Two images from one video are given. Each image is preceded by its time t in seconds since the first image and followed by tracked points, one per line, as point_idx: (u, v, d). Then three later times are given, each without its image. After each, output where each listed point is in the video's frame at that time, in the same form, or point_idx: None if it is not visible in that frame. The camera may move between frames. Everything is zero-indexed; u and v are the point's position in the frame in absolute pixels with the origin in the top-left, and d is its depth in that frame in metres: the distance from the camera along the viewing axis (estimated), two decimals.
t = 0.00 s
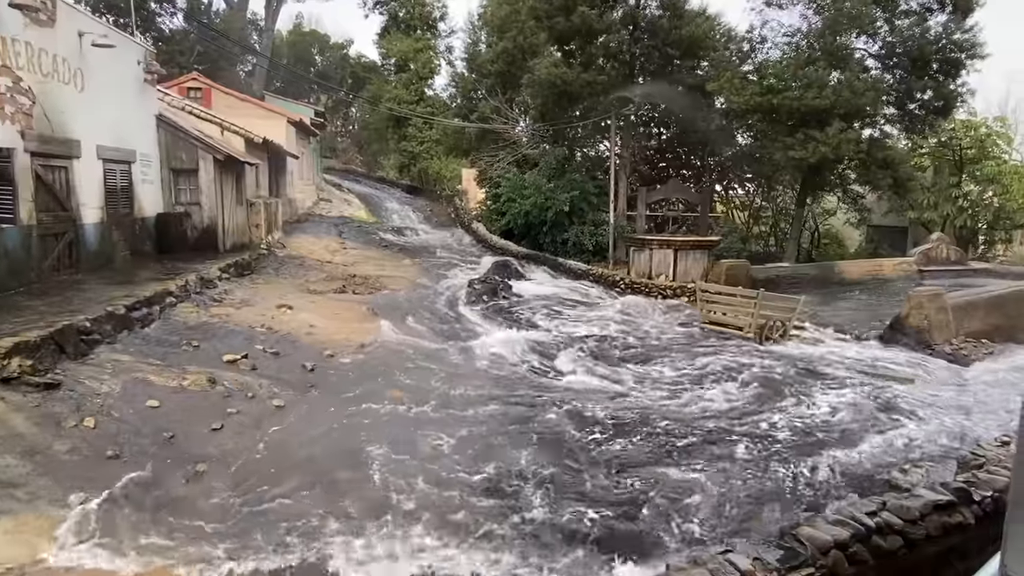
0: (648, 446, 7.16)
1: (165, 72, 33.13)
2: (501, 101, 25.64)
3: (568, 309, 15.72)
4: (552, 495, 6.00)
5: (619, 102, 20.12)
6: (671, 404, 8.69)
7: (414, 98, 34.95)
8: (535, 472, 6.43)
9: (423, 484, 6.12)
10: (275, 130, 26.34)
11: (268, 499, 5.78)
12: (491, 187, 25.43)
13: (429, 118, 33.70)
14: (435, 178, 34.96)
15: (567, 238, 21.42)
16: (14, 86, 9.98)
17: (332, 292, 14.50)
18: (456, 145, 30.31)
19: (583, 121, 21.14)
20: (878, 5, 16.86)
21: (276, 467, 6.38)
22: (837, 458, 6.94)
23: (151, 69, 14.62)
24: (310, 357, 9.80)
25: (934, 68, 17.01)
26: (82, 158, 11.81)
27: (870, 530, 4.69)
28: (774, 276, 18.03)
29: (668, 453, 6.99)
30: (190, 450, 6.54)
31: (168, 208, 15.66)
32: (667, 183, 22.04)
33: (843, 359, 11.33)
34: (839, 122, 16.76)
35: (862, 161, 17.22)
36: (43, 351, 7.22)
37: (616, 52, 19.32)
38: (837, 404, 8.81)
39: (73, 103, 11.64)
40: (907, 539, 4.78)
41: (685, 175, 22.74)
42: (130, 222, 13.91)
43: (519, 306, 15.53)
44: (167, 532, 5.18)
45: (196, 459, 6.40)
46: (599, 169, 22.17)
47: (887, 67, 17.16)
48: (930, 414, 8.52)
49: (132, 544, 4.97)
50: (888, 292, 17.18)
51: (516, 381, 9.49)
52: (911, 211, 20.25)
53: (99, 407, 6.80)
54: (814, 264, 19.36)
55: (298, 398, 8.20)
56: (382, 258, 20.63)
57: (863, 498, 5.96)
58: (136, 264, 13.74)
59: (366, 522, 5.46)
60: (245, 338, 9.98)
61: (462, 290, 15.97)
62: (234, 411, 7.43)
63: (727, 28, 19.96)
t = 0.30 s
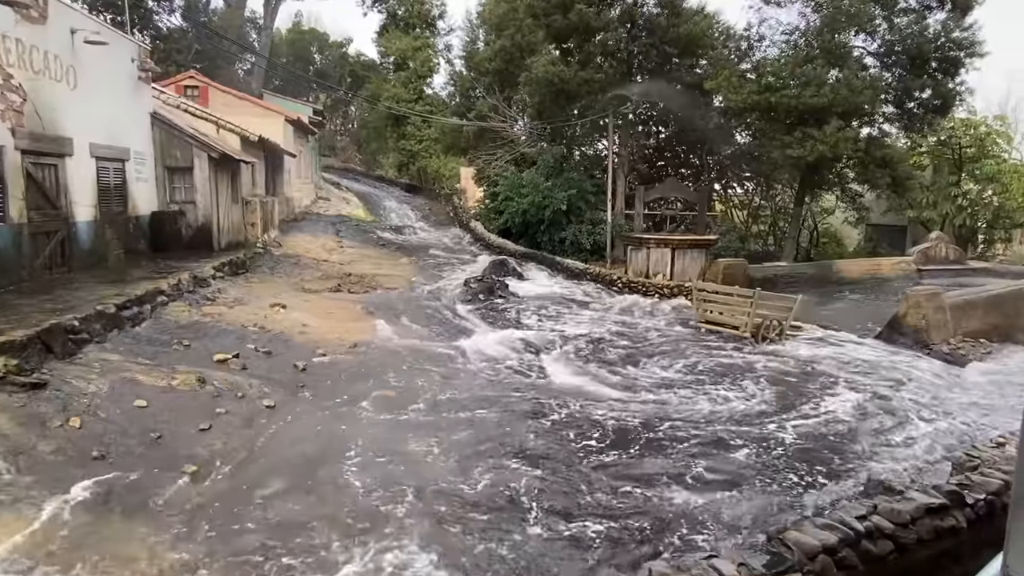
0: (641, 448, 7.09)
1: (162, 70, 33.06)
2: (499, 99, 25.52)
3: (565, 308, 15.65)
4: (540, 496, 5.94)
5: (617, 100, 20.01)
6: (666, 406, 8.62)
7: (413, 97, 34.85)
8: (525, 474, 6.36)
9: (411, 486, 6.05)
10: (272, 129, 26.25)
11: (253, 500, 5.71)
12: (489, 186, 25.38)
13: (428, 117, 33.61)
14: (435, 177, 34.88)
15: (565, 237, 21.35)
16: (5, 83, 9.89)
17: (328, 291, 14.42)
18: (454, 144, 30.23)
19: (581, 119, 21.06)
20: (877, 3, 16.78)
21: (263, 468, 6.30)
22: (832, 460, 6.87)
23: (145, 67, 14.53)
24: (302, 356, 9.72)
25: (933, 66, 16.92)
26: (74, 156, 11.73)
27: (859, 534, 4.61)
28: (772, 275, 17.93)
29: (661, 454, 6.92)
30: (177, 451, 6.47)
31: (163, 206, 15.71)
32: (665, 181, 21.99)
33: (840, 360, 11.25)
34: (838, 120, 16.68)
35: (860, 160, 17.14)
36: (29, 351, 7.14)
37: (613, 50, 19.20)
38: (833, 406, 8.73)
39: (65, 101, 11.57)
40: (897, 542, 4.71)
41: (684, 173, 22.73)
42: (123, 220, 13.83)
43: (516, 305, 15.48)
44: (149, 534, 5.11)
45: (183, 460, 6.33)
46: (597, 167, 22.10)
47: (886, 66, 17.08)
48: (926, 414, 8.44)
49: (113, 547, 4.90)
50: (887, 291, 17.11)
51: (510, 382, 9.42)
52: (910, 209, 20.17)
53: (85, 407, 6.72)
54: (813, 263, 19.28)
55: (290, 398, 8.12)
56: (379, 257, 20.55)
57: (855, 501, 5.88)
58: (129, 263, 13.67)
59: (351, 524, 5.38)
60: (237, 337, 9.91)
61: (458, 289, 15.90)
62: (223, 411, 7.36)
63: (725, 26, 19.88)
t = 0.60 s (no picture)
0: (636, 452, 7.00)
1: (163, 70, 33.06)
2: (499, 99, 25.43)
3: (564, 309, 15.57)
4: (531, 500, 5.87)
5: (617, 100, 19.92)
6: (662, 408, 8.53)
7: (414, 97, 34.78)
8: (517, 478, 6.29)
9: (400, 492, 5.95)
10: (272, 129, 26.21)
11: (240, 503, 5.64)
12: (489, 186, 25.30)
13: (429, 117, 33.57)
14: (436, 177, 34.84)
15: (565, 237, 21.25)
16: None
17: (325, 292, 14.37)
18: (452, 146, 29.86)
19: (580, 119, 20.98)
20: (879, 2, 16.66)
21: (251, 472, 6.22)
22: (829, 465, 6.78)
23: (142, 66, 14.48)
24: (297, 357, 9.66)
25: (935, 66, 16.78)
26: (69, 155, 11.67)
27: (852, 542, 4.53)
28: (772, 276, 17.83)
29: (655, 458, 6.83)
30: (166, 453, 6.41)
31: (161, 206, 15.65)
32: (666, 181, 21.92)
33: (840, 362, 11.16)
34: (839, 120, 16.57)
35: (861, 160, 17.02)
36: (18, 351, 7.08)
37: (613, 50, 19.11)
38: (831, 409, 8.64)
39: (61, 100, 11.51)
40: (891, 550, 4.61)
41: (686, 173, 22.64)
42: (120, 220, 13.78)
43: (514, 306, 15.41)
44: (132, 538, 5.05)
45: (171, 461, 6.27)
46: (597, 167, 22.05)
47: (887, 65, 16.98)
48: (924, 418, 8.35)
49: (95, 550, 4.84)
50: (888, 292, 16.99)
51: (505, 385, 9.36)
52: (912, 210, 20.04)
53: (74, 408, 6.67)
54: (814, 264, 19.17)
55: (282, 400, 8.05)
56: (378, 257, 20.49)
57: (852, 506, 5.79)
58: (126, 263, 13.62)
59: (340, 529, 5.30)
60: (232, 337, 9.85)
61: (456, 290, 15.84)
62: (214, 413, 7.29)
63: (726, 25, 19.78)
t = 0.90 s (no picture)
0: (632, 457, 6.91)
1: (167, 71, 33.17)
2: (501, 100, 25.36)
3: (565, 311, 15.50)
4: (521, 507, 5.78)
5: (619, 101, 19.82)
6: (660, 412, 8.43)
7: (418, 98, 34.75)
8: (509, 483, 6.20)
9: (390, 497, 5.86)
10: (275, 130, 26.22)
11: (228, 505, 5.58)
12: (491, 187, 25.26)
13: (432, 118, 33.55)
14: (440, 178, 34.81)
15: (567, 238, 21.14)
16: None
17: (324, 292, 14.32)
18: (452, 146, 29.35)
19: (583, 120, 20.90)
20: (884, 2, 16.50)
21: (241, 474, 6.15)
22: (827, 470, 6.67)
23: (143, 66, 14.47)
24: (293, 358, 9.59)
25: (940, 66, 16.62)
26: (66, 155, 11.64)
27: (845, 551, 4.43)
28: (775, 278, 17.68)
29: (651, 463, 6.73)
30: (155, 454, 6.34)
31: (161, 207, 15.62)
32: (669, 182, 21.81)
33: (842, 365, 11.03)
34: (842, 120, 16.42)
35: (865, 160, 16.86)
36: (9, 351, 7.05)
37: (615, 50, 19.01)
38: (831, 414, 8.53)
39: (59, 100, 11.49)
40: (886, 560, 4.50)
41: (690, 174, 22.51)
42: (119, 220, 13.76)
43: (515, 307, 15.35)
44: (115, 541, 5.00)
45: (159, 463, 6.20)
46: (600, 168, 21.99)
47: (893, 66, 16.81)
48: (927, 424, 8.22)
49: (77, 554, 4.77)
50: (893, 294, 16.83)
51: (503, 387, 9.28)
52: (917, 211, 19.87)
53: (64, 409, 6.62)
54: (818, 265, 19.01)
55: (276, 401, 7.99)
56: (379, 257, 20.44)
57: (849, 514, 5.68)
58: (125, 263, 13.60)
59: (326, 535, 5.22)
60: (228, 338, 9.80)
61: (456, 291, 15.79)
62: (206, 414, 7.23)
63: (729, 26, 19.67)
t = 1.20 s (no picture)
0: (626, 464, 6.80)
1: (172, 73, 33.31)
2: (503, 103, 25.28)
3: (565, 314, 15.40)
4: (510, 515, 5.69)
5: (621, 103, 19.73)
6: (657, 418, 8.32)
7: (422, 100, 34.76)
8: (500, 491, 6.10)
9: (378, 503, 5.78)
10: (277, 131, 26.20)
11: (213, 509, 5.50)
12: (493, 189, 25.19)
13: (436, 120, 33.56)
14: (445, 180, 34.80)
15: (568, 241, 21.04)
16: None
17: (323, 294, 14.25)
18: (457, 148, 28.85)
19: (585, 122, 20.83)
20: (889, 4, 16.37)
21: (229, 478, 6.06)
22: (826, 479, 6.54)
23: (143, 67, 14.46)
24: (286, 360, 9.52)
25: (946, 69, 16.48)
26: (64, 155, 11.61)
27: (835, 563, 4.33)
28: (778, 282, 17.53)
29: (646, 471, 6.62)
30: (144, 458, 6.26)
31: (161, 208, 15.59)
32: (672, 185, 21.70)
33: (844, 371, 10.90)
34: (845, 123, 16.30)
35: (869, 163, 16.71)
36: None
37: (617, 52, 18.94)
38: (831, 421, 8.39)
39: (57, 100, 11.47)
40: (878, 572, 4.39)
41: (694, 177, 22.38)
42: (118, 221, 13.73)
43: (515, 311, 15.29)
44: (97, 545, 4.93)
45: (147, 466, 6.13)
46: (603, 170, 21.92)
47: (898, 69, 16.65)
48: (927, 432, 8.09)
49: (57, 559, 4.70)
50: (898, 298, 16.68)
51: (500, 391, 9.19)
52: (922, 215, 19.70)
53: (53, 410, 6.57)
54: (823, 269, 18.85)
55: (268, 404, 7.90)
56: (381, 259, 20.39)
57: (845, 523, 5.56)
58: (124, 264, 13.58)
59: (313, 541, 5.14)
60: (223, 340, 9.74)
61: (456, 294, 15.74)
62: (197, 416, 7.16)
63: (733, 28, 19.57)
